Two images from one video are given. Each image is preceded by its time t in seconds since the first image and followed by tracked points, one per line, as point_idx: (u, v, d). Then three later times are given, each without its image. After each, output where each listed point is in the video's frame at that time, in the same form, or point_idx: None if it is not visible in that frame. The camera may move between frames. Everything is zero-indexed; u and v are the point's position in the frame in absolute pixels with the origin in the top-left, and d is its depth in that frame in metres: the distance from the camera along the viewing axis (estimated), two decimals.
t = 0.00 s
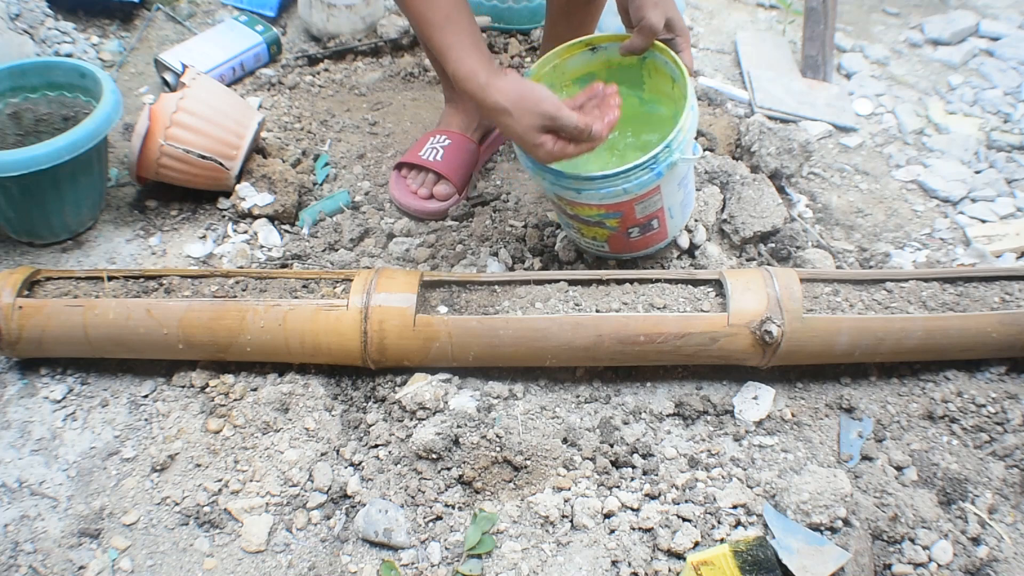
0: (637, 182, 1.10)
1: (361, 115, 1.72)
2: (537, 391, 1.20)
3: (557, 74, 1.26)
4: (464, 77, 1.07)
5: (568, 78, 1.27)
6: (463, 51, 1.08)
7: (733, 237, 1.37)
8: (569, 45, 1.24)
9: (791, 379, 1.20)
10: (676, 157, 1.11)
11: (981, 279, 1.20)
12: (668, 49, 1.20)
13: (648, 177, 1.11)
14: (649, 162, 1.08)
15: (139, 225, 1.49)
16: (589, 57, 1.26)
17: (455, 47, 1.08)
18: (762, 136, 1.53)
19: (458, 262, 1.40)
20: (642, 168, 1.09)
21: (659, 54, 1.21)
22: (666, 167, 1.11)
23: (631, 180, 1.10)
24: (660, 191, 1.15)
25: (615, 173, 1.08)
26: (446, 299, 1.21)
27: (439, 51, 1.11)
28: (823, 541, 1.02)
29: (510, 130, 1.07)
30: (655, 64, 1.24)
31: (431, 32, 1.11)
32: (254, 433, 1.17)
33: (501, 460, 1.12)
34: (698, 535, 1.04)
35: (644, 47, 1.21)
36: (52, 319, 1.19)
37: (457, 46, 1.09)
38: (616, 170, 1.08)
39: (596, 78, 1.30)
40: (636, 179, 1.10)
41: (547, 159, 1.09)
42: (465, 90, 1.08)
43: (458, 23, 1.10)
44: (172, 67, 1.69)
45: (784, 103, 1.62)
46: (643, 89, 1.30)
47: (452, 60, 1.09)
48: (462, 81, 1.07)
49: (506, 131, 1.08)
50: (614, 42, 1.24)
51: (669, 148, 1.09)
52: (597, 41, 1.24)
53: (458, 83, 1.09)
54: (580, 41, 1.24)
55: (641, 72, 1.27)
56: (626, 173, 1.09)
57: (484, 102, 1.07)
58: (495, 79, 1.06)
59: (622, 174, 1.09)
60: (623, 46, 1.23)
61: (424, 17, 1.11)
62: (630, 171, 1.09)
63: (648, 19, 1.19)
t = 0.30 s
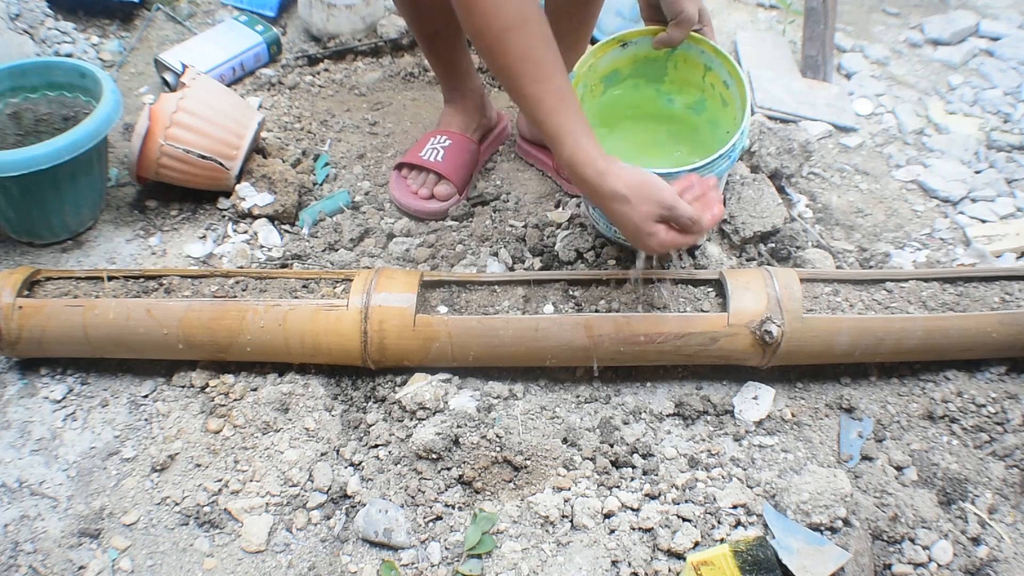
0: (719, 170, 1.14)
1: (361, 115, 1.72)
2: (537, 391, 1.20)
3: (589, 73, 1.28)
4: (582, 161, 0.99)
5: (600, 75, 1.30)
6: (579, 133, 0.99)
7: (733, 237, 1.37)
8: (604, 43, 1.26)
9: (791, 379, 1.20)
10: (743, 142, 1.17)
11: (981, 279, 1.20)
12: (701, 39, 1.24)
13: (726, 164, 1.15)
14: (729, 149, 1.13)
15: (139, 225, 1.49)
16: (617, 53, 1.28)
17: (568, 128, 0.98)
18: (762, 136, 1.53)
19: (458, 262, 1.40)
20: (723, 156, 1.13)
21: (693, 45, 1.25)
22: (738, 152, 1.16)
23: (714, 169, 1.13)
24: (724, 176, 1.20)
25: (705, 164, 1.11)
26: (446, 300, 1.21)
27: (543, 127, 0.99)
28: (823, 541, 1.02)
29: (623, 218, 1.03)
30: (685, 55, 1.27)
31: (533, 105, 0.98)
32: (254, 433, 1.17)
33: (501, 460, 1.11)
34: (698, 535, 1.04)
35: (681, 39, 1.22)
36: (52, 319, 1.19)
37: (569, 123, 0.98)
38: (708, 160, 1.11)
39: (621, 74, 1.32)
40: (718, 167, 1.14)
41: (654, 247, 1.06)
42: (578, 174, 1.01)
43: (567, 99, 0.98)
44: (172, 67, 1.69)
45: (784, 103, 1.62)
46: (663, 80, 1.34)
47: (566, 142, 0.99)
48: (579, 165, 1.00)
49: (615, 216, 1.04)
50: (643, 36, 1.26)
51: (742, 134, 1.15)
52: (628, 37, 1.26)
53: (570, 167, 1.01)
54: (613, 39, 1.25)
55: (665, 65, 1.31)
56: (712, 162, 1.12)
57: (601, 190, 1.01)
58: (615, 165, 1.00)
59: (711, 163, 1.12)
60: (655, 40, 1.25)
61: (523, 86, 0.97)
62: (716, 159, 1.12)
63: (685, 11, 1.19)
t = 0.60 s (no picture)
0: (737, 158, 1.13)
1: (361, 115, 1.72)
2: (537, 391, 1.20)
3: (602, 70, 1.27)
4: (576, 148, 0.97)
5: (611, 72, 1.28)
6: (581, 121, 0.97)
7: (733, 237, 1.37)
8: (615, 39, 1.25)
9: (791, 379, 1.20)
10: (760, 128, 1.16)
11: (981, 279, 1.20)
12: (710, 29, 1.25)
13: (744, 151, 1.14)
14: (746, 136, 1.12)
15: (139, 225, 1.49)
16: (628, 48, 1.28)
17: (569, 112, 0.96)
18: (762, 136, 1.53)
19: (458, 262, 1.40)
20: (742, 144, 1.12)
21: (702, 35, 1.26)
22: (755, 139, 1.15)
23: (731, 157, 1.12)
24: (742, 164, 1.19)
25: (721, 152, 1.10)
26: (446, 300, 1.21)
27: (538, 107, 0.96)
28: (823, 541, 1.02)
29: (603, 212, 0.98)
30: (694, 46, 1.28)
31: (534, 83, 0.95)
32: (254, 433, 1.17)
33: (501, 460, 1.11)
34: (698, 535, 1.04)
35: (690, 29, 1.23)
36: (52, 319, 1.19)
37: (567, 109, 0.96)
38: (724, 149, 1.10)
39: (632, 68, 1.32)
40: (737, 155, 1.13)
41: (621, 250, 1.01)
42: (570, 158, 0.98)
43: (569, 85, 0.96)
44: (172, 67, 1.69)
45: (784, 103, 1.62)
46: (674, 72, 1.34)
47: (564, 126, 0.96)
48: (575, 151, 0.97)
49: (592, 207, 0.99)
50: (652, 30, 1.26)
51: (759, 120, 1.14)
52: (638, 31, 1.26)
53: (562, 150, 0.98)
54: (622, 34, 1.25)
55: (676, 57, 1.31)
56: (731, 150, 1.11)
57: (589, 178, 0.98)
58: (608, 157, 0.98)
59: (728, 151, 1.11)
60: (665, 32, 1.25)
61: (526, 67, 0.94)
62: (733, 146, 1.11)
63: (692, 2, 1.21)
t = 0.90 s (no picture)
0: (703, 153, 1.11)
1: (361, 115, 1.72)
2: (537, 391, 1.20)
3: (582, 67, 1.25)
4: None
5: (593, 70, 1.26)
6: None
7: (733, 237, 1.37)
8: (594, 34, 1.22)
9: (791, 379, 1.20)
10: (732, 125, 1.14)
11: (981, 279, 1.20)
12: (694, 23, 1.21)
13: (711, 148, 1.12)
14: (713, 133, 1.10)
15: (139, 225, 1.49)
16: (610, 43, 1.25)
17: None
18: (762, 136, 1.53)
19: (458, 262, 1.40)
20: (707, 140, 1.11)
21: (684, 29, 1.22)
22: (726, 137, 1.13)
23: (697, 153, 1.10)
24: (716, 161, 1.16)
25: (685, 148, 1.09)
26: (446, 299, 1.21)
27: None
28: (823, 541, 1.02)
29: (587, 30, 0.98)
30: (678, 40, 1.25)
31: None
32: (254, 433, 1.17)
33: (501, 460, 1.12)
34: (698, 535, 1.04)
35: (670, 24, 1.19)
36: (52, 319, 1.19)
37: None
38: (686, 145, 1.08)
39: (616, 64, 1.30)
40: (703, 151, 1.11)
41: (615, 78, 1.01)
42: None
43: None
44: (172, 67, 1.69)
45: (784, 103, 1.62)
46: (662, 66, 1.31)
47: None
48: None
49: (576, 35, 0.99)
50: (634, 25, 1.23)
51: (728, 117, 1.11)
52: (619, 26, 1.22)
53: None
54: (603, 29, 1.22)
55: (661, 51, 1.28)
56: (695, 145, 1.10)
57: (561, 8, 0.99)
58: None
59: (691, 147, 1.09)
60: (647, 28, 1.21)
61: None
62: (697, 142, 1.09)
63: None
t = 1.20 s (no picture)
0: (661, 157, 1.11)
1: (361, 115, 1.72)
2: (537, 391, 1.20)
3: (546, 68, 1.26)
4: (539, 76, 1.10)
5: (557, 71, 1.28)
6: (539, 54, 1.10)
7: (733, 237, 1.37)
8: (556, 37, 1.23)
9: (791, 379, 1.20)
10: (690, 130, 1.14)
11: (981, 279, 1.20)
12: (654, 28, 1.23)
13: (669, 151, 1.12)
14: (670, 135, 1.10)
15: (139, 225, 1.49)
16: (573, 46, 1.27)
17: (531, 48, 1.09)
18: (762, 136, 1.53)
19: (458, 262, 1.40)
20: (664, 143, 1.10)
21: (647, 35, 1.24)
22: (683, 140, 1.13)
23: (654, 156, 1.11)
24: (673, 167, 1.17)
25: (640, 151, 1.09)
26: (446, 300, 1.21)
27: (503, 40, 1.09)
28: (823, 541, 1.02)
29: (569, 128, 1.14)
30: (642, 45, 1.26)
31: (504, 34, 1.08)
32: (254, 433, 1.17)
33: (501, 460, 1.12)
34: (698, 535, 1.04)
35: (633, 29, 1.22)
36: (52, 319, 1.19)
37: (532, 47, 1.09)
38: (641, 147, 1.09)
39: (580, 67, 1.31)
40: (659, 154, 1.11)
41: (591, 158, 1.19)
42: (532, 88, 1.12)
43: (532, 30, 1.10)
44: (172, 67, 1.68)
45: (784, 103, 1.62)
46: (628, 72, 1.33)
47: (527, 60, 1.09)
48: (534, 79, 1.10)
49: (559, 126, 1.15)
50: (598, 29, 1.25)
51: (687, 120, 1.11)
52: (582, 30, 1.24)
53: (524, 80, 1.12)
54: (565, 32, 1.23)
55: (624, 56, 1.30)
56: (651, 148, 1.10)
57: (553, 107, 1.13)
58: (564, 80, 1.12)
59: (648, 150, 1.09)
60: (610, 32, 1.23)
61: (499, 21, 1.07)
62: (653, 145, 1.09)
63: None
